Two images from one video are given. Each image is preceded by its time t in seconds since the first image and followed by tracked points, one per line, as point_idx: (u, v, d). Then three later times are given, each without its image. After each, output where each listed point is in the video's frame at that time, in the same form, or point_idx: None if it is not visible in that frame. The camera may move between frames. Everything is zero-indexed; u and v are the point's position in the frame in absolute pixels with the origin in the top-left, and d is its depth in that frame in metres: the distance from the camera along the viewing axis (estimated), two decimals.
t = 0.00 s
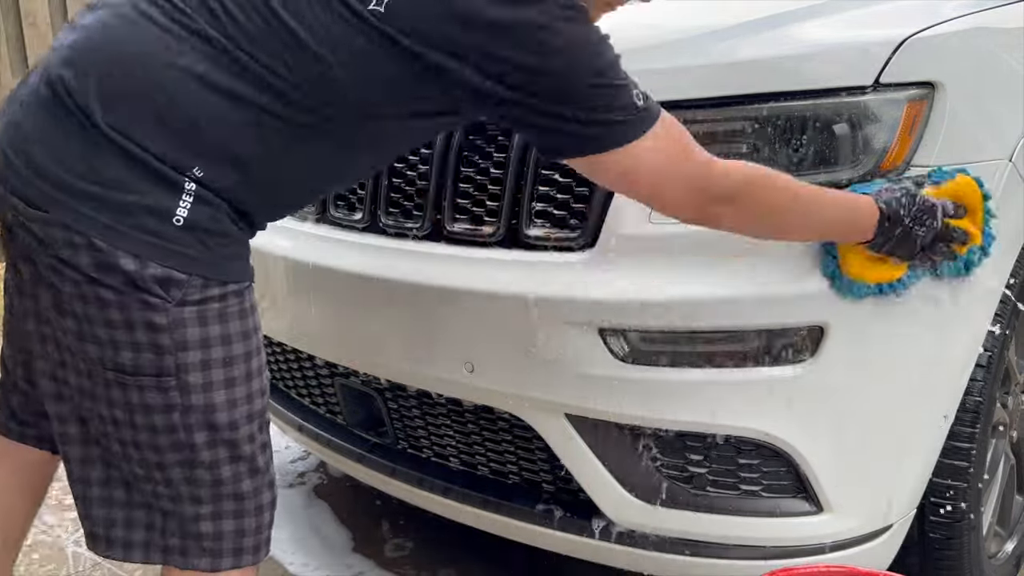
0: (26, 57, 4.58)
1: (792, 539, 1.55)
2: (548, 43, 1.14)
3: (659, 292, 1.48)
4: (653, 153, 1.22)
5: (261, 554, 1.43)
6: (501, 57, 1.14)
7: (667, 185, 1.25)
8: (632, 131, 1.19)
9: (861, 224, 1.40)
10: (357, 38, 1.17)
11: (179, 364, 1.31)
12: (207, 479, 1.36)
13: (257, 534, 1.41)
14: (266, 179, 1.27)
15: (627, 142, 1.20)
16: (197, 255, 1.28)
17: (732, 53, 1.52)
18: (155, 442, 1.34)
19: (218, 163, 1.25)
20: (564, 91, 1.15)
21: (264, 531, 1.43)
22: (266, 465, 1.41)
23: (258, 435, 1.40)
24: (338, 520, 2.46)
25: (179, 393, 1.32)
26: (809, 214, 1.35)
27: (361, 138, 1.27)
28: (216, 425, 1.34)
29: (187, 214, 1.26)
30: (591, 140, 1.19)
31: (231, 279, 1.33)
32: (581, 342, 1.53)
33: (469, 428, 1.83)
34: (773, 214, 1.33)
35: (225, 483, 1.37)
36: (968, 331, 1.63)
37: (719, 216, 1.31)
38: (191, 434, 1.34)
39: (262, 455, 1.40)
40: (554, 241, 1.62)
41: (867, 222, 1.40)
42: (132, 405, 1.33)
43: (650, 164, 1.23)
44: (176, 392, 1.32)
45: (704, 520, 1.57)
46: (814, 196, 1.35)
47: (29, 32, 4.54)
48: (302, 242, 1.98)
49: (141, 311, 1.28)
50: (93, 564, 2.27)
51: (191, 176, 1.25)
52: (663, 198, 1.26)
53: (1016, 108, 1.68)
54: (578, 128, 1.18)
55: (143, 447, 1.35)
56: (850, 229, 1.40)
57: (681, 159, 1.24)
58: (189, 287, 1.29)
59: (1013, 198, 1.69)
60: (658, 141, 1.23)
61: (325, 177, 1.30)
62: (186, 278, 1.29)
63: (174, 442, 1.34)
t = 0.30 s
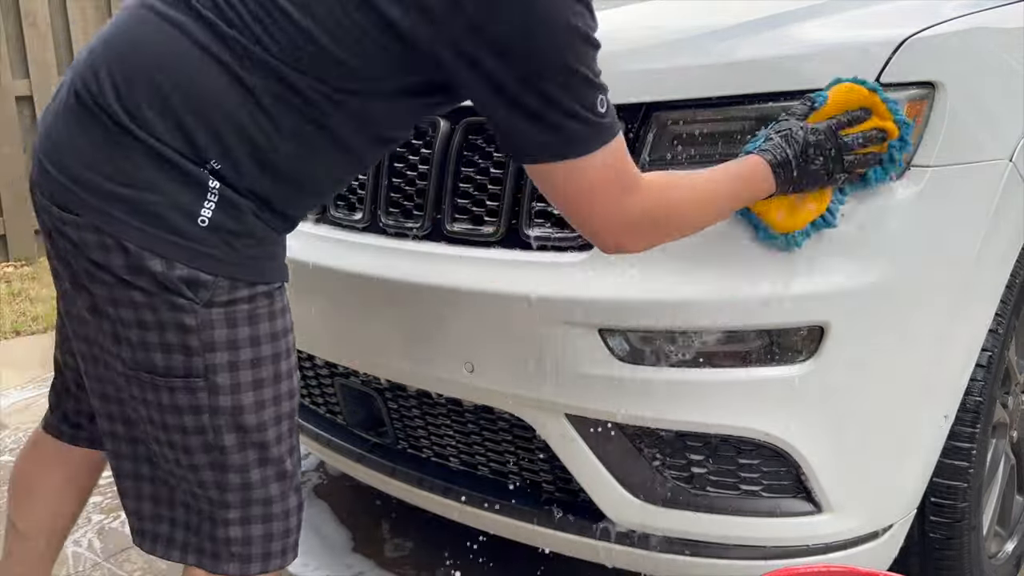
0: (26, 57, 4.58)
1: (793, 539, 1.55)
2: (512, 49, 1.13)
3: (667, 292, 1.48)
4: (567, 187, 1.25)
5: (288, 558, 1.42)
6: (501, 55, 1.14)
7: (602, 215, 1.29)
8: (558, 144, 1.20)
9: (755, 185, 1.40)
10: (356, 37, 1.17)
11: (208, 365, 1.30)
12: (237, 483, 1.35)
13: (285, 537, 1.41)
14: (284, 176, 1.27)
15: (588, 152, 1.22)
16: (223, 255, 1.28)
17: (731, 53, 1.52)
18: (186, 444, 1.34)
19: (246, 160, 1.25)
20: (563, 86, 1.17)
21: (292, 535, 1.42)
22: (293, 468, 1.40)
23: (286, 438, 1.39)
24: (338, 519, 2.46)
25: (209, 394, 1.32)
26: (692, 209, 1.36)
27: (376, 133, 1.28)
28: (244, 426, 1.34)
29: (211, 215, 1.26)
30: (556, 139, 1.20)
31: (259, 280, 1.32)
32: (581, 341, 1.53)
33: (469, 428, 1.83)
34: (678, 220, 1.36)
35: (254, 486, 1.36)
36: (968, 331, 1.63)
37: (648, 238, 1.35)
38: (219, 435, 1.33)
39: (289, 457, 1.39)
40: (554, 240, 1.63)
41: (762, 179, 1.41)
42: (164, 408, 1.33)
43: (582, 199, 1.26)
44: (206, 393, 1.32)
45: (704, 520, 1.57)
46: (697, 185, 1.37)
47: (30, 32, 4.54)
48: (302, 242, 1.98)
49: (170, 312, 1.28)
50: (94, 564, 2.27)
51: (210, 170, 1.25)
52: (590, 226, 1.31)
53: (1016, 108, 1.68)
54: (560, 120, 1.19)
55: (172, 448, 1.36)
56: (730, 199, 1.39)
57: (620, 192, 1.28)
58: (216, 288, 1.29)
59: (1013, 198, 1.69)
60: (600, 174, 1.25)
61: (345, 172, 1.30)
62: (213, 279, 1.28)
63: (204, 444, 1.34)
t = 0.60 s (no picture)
0: (25, 56, 4.58)
1: (792, 539, 1.55)
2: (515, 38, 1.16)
3: (669, 293, 1.48)
4: (681, 136, 1.25)
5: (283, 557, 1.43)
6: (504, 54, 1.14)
7: (722, 163, 1.29)
8: (668, 94, 1.21)
9: (901, 167, 1.42)
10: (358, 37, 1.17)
11: (236, 363, 1.30)
12: (249, 481, 1.36)
13: (284, 536, 1.42)
14: (305, 181, 1.28)
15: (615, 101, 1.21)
16: (258, 254, 1.28)
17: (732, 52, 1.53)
18: (202, 442, 1.33)
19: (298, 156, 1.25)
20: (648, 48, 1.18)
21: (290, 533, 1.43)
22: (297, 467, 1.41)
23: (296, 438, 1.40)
24: (338, 519, 2.46)
25: (233, 391, 1.31)
26: (822, 165, 1.36)
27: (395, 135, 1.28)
28: (263, 425, 1.34)
29: (252, 215, 1.26)
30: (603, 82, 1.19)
31: (284, 278, 1.32)
32: (581, 341, 1.53)
33: (469, 428, 1.83)
34: (812, 174, 1.36)
35: (264, 485, 1.37)
36: (968, 331, 1.63)
37: (773, 183, 1.35)
38: (239, 434, 1.33)
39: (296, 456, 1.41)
40: (555, 240, 1.63)
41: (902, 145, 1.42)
42: (183, 403, 1.32)
43: (701, 146, 1.26)
44: (230, 391, 1.31)
45: (703, 520, 1.57)
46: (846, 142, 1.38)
47: (30, 32, 4.54)
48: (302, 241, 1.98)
49: (202, 309, 1.27)
50: (94, 564, 2.28)
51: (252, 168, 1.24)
52: (720, 178, 1.31)
53: (1015, 108, 1.68)
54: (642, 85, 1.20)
55: (186, 446, 1.34)
56: (879, 152, 1.39)
57: (722, 136, 1.27)
58: (251, 287, 1.29)
59: (1013, 197, 1.69)
60: (702, 116, 1.24)
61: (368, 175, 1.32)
62: (249, 278, 1.28)
63: (221, 442, 1.33)
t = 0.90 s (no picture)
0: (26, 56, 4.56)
1: (793, 539, 1.54)
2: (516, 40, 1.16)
3: (669, 291, 1.48)
4: (352, 80, 1.29)
5: (191, 549, 1.40)
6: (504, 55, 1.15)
7: (380, 116, 1.34)
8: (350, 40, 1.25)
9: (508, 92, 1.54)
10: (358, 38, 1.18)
11: (93, 355, 1.31)
12: (133, 473, 1.34)
13: (184, 529, 1.38)
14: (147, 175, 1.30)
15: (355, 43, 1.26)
16: (89, 249, 1.29)
17: (732, 53, 1.53)
18: (77, 438, 1.33)
19: (107, 148, 1.27)
20: None
21: (192, 527, 1.39)
22: (190, 459, 1.39)
23: (181, 428, 1.38)
24: (338, 519, 2.46)
25: (95, 384, 1.32)
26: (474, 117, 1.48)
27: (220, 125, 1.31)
28: (135, 414, 1.33)
29: (80, 215, 1.29)
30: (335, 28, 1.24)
31: (138, 269, 1.33)
32: (581, 341, 1.53)
33: (469, 428, 1.83)
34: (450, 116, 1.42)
35: (151, 476, 1.35)
36: (968, 331, 1.63)
37: (437, 133, 1.42)
38: (111, 426, 1.33)
39: (184, 449, 1.38)
40: (555, 239, 1.63)
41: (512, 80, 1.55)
42: (55, 404, 1.33)
43: (371, 100, 1.32)
44: (94, 384, 1.32)
45: (703, 520, 1.57)
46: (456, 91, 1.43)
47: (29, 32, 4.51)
48: (302, 242, 1.98)
49: (56, 311, 1.30)
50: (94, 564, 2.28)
51: (77, 167, 1.28)
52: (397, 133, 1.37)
53: (1016, 108, 1.68)
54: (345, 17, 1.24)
55: (68, 446, 1.34)
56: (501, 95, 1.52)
57: (377, 89, 1.31)
58: (92, 283, 1.30)
59: (1013, 197, 1.69)
60: (379, 66, 1.29)
61: (204, 165, 1.33)
62: (89, 274, 1.30)
63: (94, 436, 1.33)
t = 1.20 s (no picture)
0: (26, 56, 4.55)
1: (792, 539, 1.54)
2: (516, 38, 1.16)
3: (668, 292, 1.49)
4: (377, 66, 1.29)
5: (192, 514, 1.49)
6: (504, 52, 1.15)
7: (422, 81, 1.32)
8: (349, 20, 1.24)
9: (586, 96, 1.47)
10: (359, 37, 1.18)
11: (91, 342, 1.35)
12: (136, 447, 1.40)
13: (187, 495, 1.47)
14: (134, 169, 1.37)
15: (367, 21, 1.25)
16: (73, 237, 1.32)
17: (732, 53, 1.54)
18: (82, 416, 1.38)
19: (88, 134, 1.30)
20: None
21: (193, 491, 1.48)
22: (186, 430, 1.47)
23: (177, 402, 1.45)
24: (338, 519, 2.46)
25: (96, 368, 1.37)
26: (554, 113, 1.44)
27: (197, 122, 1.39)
28: (135, 395, 1.39)
29: (69, 206, 1.31)
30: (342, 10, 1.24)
31: (126, 259, 1.38)
32: (581, 341, 1.54)
33: (469, 427, 1.83)
34: (505, 97, 1.39)
35: (152, 449, 1.42)
36: (968, 331, 1.63)
37: (476, 108, 1.37)
38: (114, 405, 1.38)
39: (181, 421, 1.46)
40: (555, 240, 1.63)
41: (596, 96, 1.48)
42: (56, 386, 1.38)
43: (391, 62, 1.29)
44: (93, 369, 1.37)
45: (703, 521, 1.57)
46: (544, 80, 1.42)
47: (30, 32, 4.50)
48: (302, 242, 1.98)
49: (47, 300, 1.32)
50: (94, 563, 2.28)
51: (61, 157, 1.29)
52: (413, 92, 1.33)
53: (1016, 108, 1.68)
54: None
55: (71, 423, 1.39)
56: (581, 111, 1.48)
57: (430, 63, 1.31)
58: (86, 272, 1.34)
59: (1014, 197, 1.69)
60: (402, 40, 1.29)
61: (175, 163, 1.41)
62: (82, 264, 1.33)
63: (99, 415, 1.38)
